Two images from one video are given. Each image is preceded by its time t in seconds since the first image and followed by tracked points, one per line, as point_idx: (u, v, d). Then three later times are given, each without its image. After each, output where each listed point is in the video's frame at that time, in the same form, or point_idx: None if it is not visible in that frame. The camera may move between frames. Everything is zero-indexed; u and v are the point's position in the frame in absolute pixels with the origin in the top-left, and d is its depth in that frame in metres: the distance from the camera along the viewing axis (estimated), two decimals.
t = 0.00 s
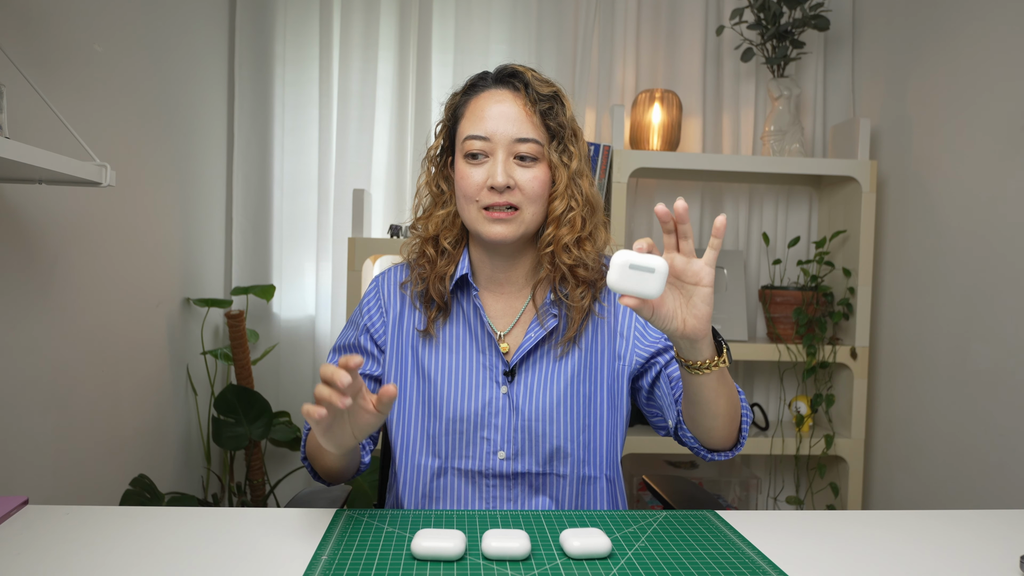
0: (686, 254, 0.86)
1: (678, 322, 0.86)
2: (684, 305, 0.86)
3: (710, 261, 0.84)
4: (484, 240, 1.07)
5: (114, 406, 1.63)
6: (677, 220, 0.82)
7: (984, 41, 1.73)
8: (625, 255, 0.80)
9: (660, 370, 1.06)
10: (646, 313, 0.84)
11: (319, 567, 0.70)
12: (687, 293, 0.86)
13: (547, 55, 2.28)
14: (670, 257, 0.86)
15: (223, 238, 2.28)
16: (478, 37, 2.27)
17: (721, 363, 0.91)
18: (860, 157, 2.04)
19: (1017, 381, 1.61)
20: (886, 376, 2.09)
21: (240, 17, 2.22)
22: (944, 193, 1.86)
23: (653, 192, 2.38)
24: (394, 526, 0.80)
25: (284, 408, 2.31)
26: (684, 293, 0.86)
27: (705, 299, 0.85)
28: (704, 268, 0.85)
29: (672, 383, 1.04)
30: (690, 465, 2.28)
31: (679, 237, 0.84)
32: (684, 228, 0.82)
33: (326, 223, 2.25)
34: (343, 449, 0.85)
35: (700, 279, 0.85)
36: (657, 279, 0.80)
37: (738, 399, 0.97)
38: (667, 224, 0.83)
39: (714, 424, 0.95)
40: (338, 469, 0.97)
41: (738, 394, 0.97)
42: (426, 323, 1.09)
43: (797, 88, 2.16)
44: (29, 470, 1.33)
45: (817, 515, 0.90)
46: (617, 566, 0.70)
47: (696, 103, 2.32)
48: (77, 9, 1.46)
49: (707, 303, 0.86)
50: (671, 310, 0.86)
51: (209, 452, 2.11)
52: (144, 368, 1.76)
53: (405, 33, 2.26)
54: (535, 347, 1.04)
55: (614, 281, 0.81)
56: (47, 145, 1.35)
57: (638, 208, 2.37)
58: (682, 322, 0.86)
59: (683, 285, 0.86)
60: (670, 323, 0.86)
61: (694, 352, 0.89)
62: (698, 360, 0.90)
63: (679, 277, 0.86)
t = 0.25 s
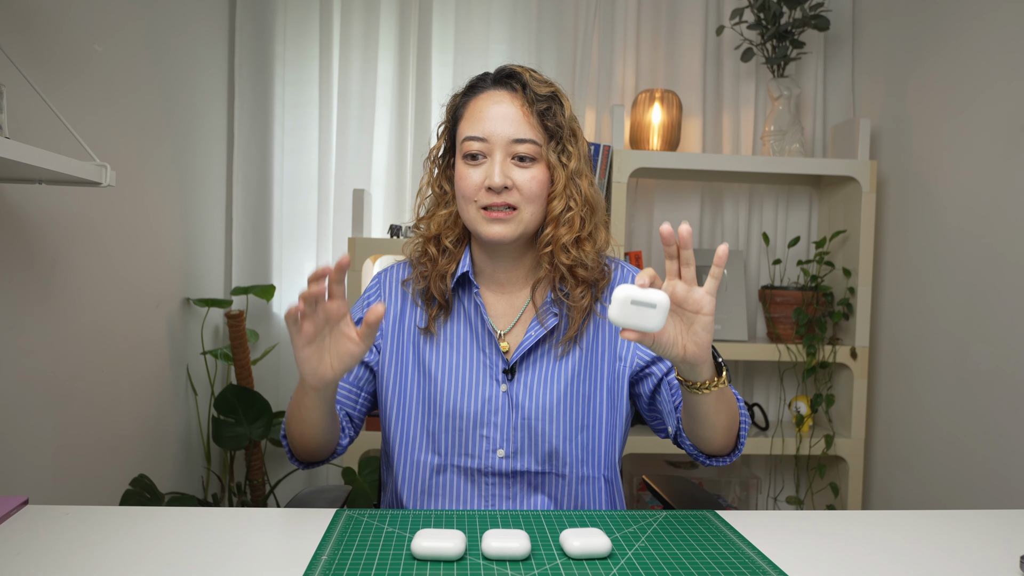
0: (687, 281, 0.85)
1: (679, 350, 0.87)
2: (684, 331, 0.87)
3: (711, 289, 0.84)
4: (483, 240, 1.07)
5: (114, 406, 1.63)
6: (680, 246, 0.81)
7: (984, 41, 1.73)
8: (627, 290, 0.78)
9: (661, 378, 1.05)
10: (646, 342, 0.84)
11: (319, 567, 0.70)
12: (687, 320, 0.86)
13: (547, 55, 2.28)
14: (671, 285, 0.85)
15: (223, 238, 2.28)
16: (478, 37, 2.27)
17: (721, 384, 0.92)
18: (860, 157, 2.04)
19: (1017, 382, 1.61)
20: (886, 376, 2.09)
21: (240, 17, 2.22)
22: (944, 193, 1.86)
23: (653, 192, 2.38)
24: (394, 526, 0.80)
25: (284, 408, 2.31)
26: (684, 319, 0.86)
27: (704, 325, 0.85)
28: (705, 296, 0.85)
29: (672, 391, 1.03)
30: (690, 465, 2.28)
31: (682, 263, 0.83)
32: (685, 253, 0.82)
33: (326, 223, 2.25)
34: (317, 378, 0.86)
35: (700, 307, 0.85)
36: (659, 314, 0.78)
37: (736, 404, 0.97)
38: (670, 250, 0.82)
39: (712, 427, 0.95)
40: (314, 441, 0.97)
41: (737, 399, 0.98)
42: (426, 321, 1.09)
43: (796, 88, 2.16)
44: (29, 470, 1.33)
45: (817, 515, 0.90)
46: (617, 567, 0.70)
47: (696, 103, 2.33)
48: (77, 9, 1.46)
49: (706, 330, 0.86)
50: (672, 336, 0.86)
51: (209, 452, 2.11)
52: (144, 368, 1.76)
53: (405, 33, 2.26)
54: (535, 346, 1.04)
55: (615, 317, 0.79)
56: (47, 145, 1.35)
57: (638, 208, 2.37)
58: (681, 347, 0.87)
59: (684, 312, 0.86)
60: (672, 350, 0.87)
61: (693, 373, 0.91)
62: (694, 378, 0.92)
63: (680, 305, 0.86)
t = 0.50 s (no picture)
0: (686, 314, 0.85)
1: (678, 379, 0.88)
2: (683, 362, 0.87)
3: (709, 323, 0.84)
4: (482, 240, 1.07)
5: (114, 406, 1.63)
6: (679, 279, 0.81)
7: (984, 40, 1.73)
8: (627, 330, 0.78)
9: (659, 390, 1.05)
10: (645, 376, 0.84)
11: (319, 567, 0.70)
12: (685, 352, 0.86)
13: (547, 55, 2.28)
14: (670, 318, 0.85)
15: (223, 238, 2.28)
16: (478, 37, 2.27)
17: (719, 407, 0.93)
18: (860, 157, 2.04)
19: (1017, 382, 1.61)
20: (886, 376, 2.09)
21: (240, 17, 2.22)
22: (944, 193, 1.86)
23: (653, 192, 2.38)
24: (394, 526, 0.80)
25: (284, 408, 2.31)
26: (683, 351, 0.87)
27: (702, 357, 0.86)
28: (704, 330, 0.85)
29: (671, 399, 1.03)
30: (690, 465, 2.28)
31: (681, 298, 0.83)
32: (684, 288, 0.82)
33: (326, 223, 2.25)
34: (319, 279, 0.90)
35: (699, 340, 0.85)
36: (657, 352, 0.79)
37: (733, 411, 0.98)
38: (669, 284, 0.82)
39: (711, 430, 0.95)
40: (301, 398, 0.97)
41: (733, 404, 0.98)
42: (428, 321, 1.09)
43: (796, 88, 2.16)
44: (29, 470, 1.33)
45: (817, 515, 0.90)
46: (617, 566, 0.70)
47: (696, 103, 2.33)
48: (77, 9, 1.46)
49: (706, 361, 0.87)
50: (670, 367, 0.87)
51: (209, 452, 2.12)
52: (144, 368, 1.76)
53: (405, 33, 2.26)
54: (537, 346, 1.04)
55: (613, 357, 0.79)
56: (47, 145, 1.35)
57: (638, 209, 2.37)
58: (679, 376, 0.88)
59: (682, 344, 0.86)
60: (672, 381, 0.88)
61: (693, 398, 0.92)
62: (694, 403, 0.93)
63: (679, 337, 0.86)
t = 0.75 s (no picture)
0: (687, 306, 0.86)
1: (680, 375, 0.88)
2: (685, 356, 0.87)
3: (710, 315, 0.85)
4: (484, 237, 1.07)
5: (113, 406, 1.63)
6: (681, 267, 0.83)
7: (984, 40, 1.73)
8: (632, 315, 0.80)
9: (661, 390, 1.04)
10: (649, 368, 0.84)
11: (319, 567, 0.70)
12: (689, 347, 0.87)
13: (547, 55, 2.28)
14: (672, 309, 0.86)
15: (223, 238, 2.28)
16: (478, 37, 2.27)
17: (720, 406, 0.94)
18: (860, 157, 2.04)
19: (1017, 382, 1.61)
20: (886, 376, 2.09)
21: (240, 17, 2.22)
22: (944, 193, 1.86)
23: (653, 192, 2.38)
24: (394, 526, 0.80)
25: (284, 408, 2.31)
26: (685, 345, 0.87)
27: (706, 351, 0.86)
28: (707, 324, 0.85)
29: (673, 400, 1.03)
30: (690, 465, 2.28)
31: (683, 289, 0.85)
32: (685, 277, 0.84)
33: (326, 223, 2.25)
34: (276, 262, 0.90)
35: (700, 333, 0.85)
36: (663, 337, 0.79)
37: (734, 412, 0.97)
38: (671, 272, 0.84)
39: (714, 430, 0.95)
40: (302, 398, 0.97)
41: (734, 405, 0.98)
42: (430, 323, 1.09)
43: (796, 88, 2.16)
44: (29, 470, 1.33)
45: (817, 515, 0.90)
46: (617, 566, 0.70)
47: (696, 103, 2.33)
48: (77, 9, 1.46)
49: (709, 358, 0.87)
50: (673, 362, 0.87)
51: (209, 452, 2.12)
52: (143, 368, 1.76)
53: (405, 33, 2.26)
54: (539, 346, 1.04)
55: (619, 341, 0.80)
56: (47, 145, 1.35)
57: (638, 209, 2.37)
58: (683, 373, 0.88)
59: (684, 338, 0.87)
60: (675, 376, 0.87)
61: (694, 395, 0.91)
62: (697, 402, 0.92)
63: (680, 330, 0.86)
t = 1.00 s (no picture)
0: (689, 312, 0.86)
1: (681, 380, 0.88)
2: (686, 361, 0.87)
3: (711, 321, 0.85)
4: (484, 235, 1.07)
5: (114, 406, 1.63)
6: (682, 273, 0.83)
7: (984, 40, 1.73)
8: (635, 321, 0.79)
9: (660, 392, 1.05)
10: (650, 374, 0.84)
11: (319, 567, 0.70)
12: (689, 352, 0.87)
13: (547, 56, 2.28)
14: (673, 315, 0.86)
15: (223, 238, 2.28)
16: (478, 38, 2.27)
17: (720, 410, 0.94)
18: (860, 157, 2.04)
19: (1017, 381, 1.61)
20: (886, 376, 2.09)
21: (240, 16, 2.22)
22: (944, 193, 1.86)
23: (653, 192, 2.38)
24: (394, 526, 0.80)
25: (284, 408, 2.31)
26: (686, 350, 0.87)
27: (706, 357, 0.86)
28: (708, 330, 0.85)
29: (671, 401, 1.03)
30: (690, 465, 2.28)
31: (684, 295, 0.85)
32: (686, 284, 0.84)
33: (326, 223, 2.25)
34: (258, 292, 0.88)
35: (701, 339, 0.85)
36: (665, 344, 0.79)
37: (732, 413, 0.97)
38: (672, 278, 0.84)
39: (710, 431, 0.96)
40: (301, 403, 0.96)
41: (733, 408, 0.98)
42: (428, 324, 1.09)
43: (796, 88, 2.16)
44: (30, 470, 1.33)
45: (817, 515, 0.90)
46: (617, 567, 0.70)
47: (696, 103, 2.33)
48: (77, 9, 1.46)
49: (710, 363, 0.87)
50: (674, 367, 0.87)
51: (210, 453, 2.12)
52: (143, 368, 1.76)
53: (405, 33, 2.26)
54: (537, 347, 1.04)
55: (621, 348, 0.79)
56: (47, 145, 1.35)
57: (638, 209, 2.37)
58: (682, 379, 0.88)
59: (685, 344, 0.87)
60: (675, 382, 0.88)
61: (693, 399, 0.92)
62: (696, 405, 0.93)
63: (682, 336, 0.86)
